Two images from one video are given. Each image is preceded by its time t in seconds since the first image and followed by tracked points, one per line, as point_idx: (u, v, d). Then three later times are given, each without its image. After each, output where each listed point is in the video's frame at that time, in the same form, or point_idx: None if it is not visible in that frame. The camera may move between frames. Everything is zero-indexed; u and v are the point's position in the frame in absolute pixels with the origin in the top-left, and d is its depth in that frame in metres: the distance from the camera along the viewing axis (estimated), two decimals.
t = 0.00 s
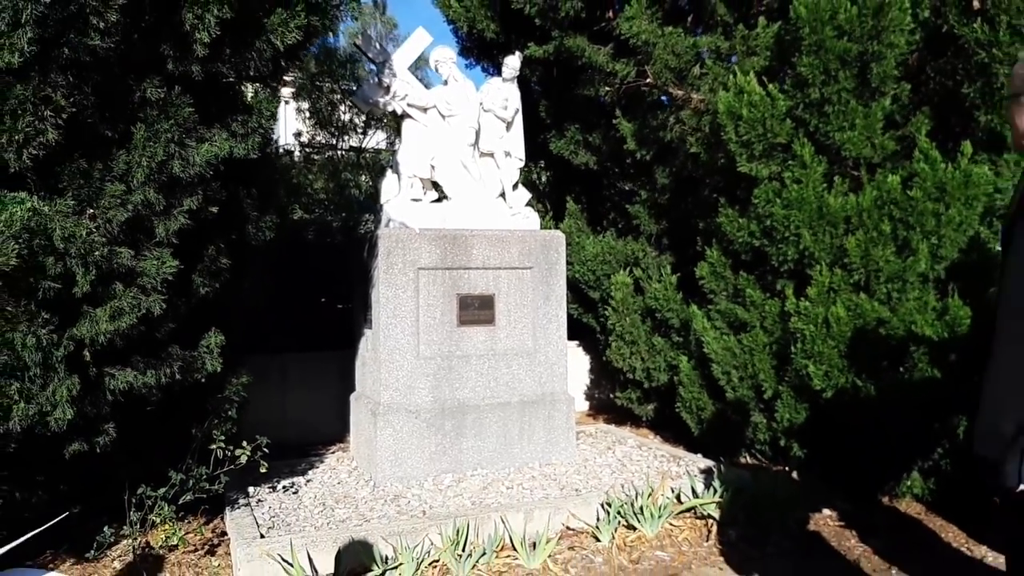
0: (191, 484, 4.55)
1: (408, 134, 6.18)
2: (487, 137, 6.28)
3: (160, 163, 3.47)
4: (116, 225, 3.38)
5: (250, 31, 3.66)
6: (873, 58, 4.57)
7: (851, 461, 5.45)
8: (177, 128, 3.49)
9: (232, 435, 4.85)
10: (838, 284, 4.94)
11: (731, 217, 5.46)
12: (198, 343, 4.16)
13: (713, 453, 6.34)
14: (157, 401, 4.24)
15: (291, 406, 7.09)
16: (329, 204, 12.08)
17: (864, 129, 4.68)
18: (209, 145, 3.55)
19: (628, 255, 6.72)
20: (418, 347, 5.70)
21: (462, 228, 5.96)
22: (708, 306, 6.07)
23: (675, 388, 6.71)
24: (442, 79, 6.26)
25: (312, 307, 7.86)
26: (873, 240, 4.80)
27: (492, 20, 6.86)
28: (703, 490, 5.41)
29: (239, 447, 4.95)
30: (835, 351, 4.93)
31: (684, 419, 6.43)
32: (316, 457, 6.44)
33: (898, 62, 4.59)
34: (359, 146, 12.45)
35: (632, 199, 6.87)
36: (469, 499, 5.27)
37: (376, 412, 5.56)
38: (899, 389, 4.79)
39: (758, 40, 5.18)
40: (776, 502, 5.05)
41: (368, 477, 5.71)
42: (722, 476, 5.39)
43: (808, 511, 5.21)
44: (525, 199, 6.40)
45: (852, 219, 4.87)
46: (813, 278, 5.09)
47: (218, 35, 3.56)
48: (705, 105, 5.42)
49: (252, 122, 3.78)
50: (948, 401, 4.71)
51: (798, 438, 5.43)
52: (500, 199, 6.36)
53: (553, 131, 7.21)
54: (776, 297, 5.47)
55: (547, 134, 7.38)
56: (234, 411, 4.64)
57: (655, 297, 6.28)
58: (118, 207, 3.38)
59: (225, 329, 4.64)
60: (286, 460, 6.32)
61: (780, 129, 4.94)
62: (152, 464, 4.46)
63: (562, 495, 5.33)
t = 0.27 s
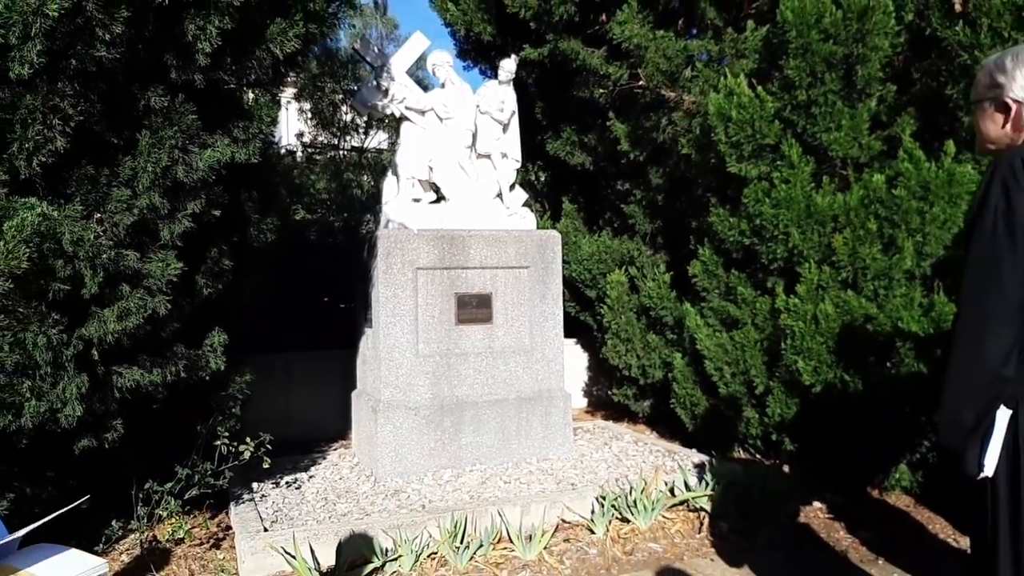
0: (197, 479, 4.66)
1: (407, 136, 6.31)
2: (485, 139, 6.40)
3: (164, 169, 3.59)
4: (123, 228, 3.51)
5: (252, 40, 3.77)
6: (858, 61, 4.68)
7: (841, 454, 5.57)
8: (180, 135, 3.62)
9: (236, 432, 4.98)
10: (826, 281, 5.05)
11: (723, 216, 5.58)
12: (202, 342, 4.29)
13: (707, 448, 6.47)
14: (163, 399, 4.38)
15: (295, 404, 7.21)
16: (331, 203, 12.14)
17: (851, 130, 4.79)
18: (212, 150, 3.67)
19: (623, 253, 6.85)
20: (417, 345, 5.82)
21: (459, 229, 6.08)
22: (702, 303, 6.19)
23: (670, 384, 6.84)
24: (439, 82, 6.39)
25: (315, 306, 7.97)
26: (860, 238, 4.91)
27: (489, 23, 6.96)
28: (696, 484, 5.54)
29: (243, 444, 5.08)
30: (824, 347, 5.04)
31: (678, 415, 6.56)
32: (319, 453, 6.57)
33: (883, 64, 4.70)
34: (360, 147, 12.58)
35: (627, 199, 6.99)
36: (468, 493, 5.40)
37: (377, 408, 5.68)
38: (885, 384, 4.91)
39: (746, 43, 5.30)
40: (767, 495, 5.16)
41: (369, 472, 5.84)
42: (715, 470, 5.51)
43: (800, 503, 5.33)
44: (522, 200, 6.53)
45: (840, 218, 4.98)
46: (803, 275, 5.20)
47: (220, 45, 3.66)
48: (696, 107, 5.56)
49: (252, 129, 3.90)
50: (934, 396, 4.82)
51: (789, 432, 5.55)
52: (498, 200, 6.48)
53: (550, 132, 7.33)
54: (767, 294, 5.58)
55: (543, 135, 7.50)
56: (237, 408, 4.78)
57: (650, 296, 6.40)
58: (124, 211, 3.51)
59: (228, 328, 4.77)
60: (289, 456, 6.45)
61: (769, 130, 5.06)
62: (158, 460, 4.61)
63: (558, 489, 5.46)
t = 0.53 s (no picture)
0: (218, 465, 4.84)
1: (420, 132, 6.44)
2: (497, 134, 6.54)
3: (184, 166, 3.74)
4: (145, 223, 3.67)
5: (268, 41, 3.92)
6: (862, 55, 4.75)
7: (848, 444, 5.64)
8: (200, 134, 3.78)
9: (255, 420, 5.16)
10: (832, 273, 5.12)
11: (730, 210, 5.66)
12: (222, 333, 4.46)
13: (717, 438, 6.56)
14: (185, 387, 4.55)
15: (314, 395, 7.38)
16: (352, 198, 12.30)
17: (855, 124, 4.87)
18: (229, 148, 3.81)
19: (635, 247, 6.95)
20: (431, 337, 5.96)
21: (472, 223, 6.21)
22: (711, 296, 6.27)
23: (681, 376, 6.93)
24: (452, 79, 6.52)
25: (334, 299, 8.14)
26: (865, 230, 4.98)
27: (501, 20, 7.11)
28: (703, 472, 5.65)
29: (262, 431, 5.26)
30: (830, 338, 5.10)
31: (689, 405, 6.65)
32: (337, 442, 6.74)
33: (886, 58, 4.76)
34: (379, 142, 12.76)
35: (639, 193, 7.08)
36: (480, 480, 5.53)
37: (392, 398, 5.83)
38: (890, 374, 4.98)
39: (752, 39, 5.40)
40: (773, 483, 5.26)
41: (385, 460, 5.99)
42: (722, 459, 5.61)
43: (806, 492, 5.42)
44: (533, 194, 6.66)
45: (845, 211, 5.05)
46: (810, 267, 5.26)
47: (236, 47, 3.81)
48: (703, 103, 5.67)
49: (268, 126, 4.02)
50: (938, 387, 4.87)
51: (796, 422, 5.63)
52: (510, 194, 6.63)
53: (562, 127, 7.44)
54: (775, 287, 5.66)
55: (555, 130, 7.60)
56: (256, 397, 4.95)
57: (661, 288, 6.50)
58: (146, 207, 3.67)
59: (247, 319, 4.93)
60: (308, 445, 6.62)
61: (774, 125, 5.14)
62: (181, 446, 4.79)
63: (569, 477, 5.58)
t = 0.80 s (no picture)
0: (248, 459, 5.00)
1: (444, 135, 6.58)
2: (519, 137, 6.66)
3: (215, 171, 3.90)
4: (178, 225, 3.84)
5: (296, 49, 4.07)
6: (879, 57, 4.79)
7: (868, 444, 5.66)
8: (230, 140, 3.94)
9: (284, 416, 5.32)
10: (851, 273, 5.15)
11: (750, 211, 5.71)
12: (252, 331, 4.62)
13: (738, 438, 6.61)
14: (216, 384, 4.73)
15: (342, 393, 7.55)
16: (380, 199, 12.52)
17: (873, 125, 4.90)
18: (257, 153, 3.96)
19: (657, 247, 7.02)
20: (454, 336, 6.09)
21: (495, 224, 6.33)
22: (732, 296, 6.33)
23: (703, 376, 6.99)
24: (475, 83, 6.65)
25: (363, 300, 8.32)
26: (885, 231, 5.01)
27: (524, 25, 7.23)
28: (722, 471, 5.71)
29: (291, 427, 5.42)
30: (848, 338, 5.12)
31: (710, 405, 6.71)
32: (364, 439, 6.89)
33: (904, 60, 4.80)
34: (407, 144, 12.93)
35: (661, 194, 7.15)
36: (502, 476, 5.64)
37: (416, 396, 5.97)
38: (909, 374, 4.99)
39: (770, 42, 5.46)
40: (791, 481, 5.32)
41: (410, 456, 6.12)
42: (741, 458, 5.67)
43: (825, 491, 5.45)
44: (556, 195, 6.77)
45: (864, 212, 5.08)
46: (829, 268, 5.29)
47: (265, 56, 3.94)
48: (723, 105, 5.73)
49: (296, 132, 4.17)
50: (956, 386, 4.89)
51: (816, 422, 5.66)
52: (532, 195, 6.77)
53: (584, 129, 7.53)
54: (795, 287, 5.70)
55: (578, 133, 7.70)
56: (285, 393, 5.10)
57: (682, 288, 6.57)
58: (180, 209, 3.84)
59: (276, 318, 5.10)
60: (335, 442, 6.79)
61: (792, 126, 5.19)
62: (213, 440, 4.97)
63: (589, 474, 5.68)
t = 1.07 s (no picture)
0: (282, 451, 5.18)
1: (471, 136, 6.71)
2: (544, 136, 6.79)
3: (250, 174, 4.06)
4: (215, 227, 4.01)
5: (327, 55, 4.21)
6: (900, 54, 4.81)
7: (893, 439, 5.70)
8: (264, 143, 4.09)
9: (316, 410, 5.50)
10: (874, 269, 5.18)
11: (773, 207, 5.76)
12: (286, 328, 4.79)
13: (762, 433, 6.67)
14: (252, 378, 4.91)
15: (373, 388, 7.72)
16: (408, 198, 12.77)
17: (895, 122, 4.92)
18: (291, 156, 4.12)
19: (682, 244, 7.09)
20: (481, 332, 6.22)
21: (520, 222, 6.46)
22: (756, 292, 6.38)
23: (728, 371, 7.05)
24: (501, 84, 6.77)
25: (393, 297, 8.50)
26: (907, 227, 5.03)
27: (549, 25, 7.32)
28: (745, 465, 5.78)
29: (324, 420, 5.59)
30: (870, 334, 5.16)
31: (735, 400, 6.77)
32: (394, 433, 7.05)
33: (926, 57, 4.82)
34: (436, 143, 13.10)
35: (685, 191, 7.21)
36: (528, 469, 5.76)
37: (444, 391, 6.11)
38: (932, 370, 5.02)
39: (792, 40, 5.50)
40: (813, 476, 5.38)
41: (438, 450, 6.27)
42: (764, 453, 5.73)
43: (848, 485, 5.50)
44: (580, 193, 6.88)
45: (887, 208, 5.10)
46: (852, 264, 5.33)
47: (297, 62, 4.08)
48: (745, 103, 5.78)
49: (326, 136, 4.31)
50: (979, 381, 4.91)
51: (840, 417, 5.70)
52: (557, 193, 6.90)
53: (609, 128, 7.61)
54: (818, 283, 5.74)
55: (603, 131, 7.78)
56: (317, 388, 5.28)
57: (706, 285, 6.63)
58: (216, 211, 4.01)
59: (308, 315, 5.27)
60: (366, 435, 6.96)
61: (813, 124, 5.24)
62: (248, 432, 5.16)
63: (614, 468, 5.77)
